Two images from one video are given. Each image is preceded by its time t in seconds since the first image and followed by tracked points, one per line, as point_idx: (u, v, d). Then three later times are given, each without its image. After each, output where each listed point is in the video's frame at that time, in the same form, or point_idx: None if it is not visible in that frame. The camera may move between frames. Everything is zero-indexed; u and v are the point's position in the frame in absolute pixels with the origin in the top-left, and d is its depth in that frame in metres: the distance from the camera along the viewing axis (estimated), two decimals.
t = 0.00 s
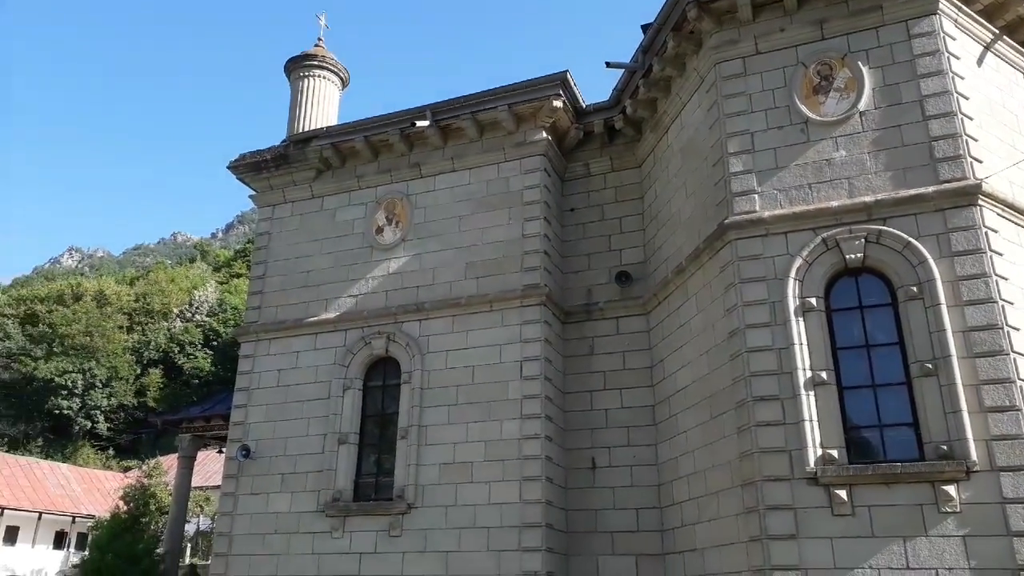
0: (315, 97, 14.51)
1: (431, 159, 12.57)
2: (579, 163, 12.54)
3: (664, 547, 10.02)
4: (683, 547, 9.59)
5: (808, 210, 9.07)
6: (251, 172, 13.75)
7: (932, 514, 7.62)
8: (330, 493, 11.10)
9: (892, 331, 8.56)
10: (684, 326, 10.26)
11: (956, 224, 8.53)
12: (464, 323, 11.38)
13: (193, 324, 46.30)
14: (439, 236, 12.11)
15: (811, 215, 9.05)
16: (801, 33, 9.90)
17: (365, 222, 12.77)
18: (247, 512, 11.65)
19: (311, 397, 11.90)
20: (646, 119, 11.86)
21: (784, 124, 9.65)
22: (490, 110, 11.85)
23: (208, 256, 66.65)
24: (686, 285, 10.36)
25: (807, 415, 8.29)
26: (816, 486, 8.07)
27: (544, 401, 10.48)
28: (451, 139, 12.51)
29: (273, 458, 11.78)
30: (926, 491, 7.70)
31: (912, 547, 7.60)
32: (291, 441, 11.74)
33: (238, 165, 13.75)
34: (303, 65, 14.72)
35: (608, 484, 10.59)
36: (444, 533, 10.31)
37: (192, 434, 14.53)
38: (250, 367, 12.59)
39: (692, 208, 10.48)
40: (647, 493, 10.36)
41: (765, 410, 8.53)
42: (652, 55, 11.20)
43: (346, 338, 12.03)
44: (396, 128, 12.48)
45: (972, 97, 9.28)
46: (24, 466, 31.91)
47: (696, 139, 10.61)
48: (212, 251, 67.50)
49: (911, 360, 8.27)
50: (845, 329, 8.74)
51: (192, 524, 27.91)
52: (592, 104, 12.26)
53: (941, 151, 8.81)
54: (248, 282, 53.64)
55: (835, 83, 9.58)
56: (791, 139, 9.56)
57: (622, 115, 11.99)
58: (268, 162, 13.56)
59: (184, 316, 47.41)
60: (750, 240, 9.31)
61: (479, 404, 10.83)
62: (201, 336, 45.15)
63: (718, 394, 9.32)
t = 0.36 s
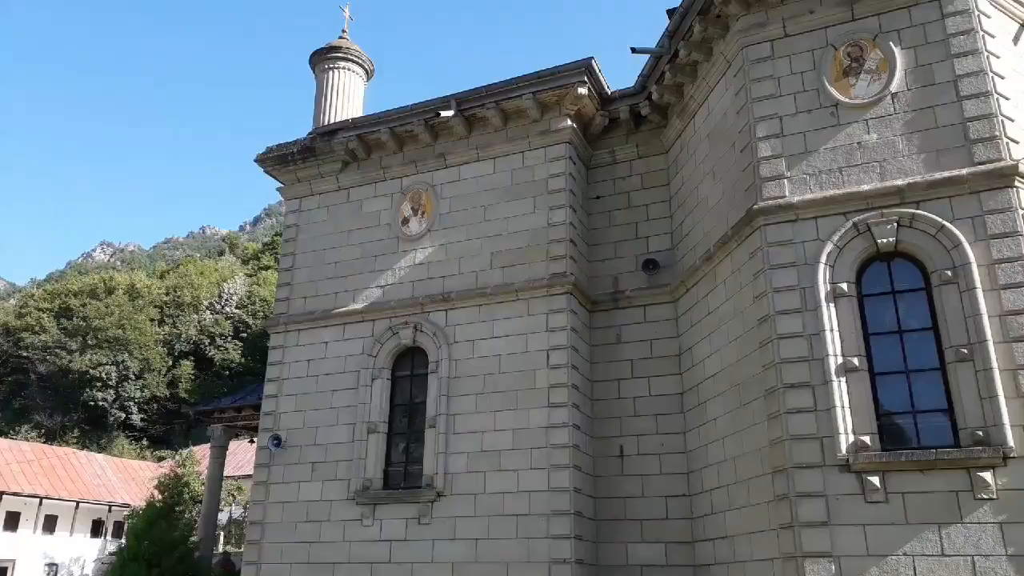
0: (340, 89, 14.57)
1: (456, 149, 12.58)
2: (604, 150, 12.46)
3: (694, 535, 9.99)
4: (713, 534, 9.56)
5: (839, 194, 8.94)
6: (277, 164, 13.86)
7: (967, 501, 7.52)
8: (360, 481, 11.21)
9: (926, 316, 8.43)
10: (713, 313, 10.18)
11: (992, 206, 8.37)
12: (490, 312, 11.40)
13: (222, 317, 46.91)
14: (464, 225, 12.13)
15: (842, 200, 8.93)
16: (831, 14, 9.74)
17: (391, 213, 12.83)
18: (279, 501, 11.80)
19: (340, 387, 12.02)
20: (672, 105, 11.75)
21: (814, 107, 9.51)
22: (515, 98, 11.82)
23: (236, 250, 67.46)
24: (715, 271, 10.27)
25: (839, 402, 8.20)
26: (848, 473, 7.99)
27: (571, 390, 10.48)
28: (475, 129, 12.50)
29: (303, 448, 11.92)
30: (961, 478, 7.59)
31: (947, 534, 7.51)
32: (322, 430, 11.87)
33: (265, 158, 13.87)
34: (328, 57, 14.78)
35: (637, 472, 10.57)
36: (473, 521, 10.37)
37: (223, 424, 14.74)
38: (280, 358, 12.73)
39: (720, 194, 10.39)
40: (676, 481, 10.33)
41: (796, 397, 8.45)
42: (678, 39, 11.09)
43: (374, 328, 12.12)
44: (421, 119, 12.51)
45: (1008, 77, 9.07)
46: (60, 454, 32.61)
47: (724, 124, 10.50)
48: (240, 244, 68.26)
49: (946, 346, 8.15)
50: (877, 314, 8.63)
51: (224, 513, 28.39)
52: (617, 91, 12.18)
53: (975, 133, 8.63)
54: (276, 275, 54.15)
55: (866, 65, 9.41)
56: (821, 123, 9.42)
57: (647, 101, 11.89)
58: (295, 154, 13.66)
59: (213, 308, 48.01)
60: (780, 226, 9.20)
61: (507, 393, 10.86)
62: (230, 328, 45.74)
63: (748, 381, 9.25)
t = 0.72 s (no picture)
0: (353, 79, 14.60)
1: (469, 138, 12.58)
2: (618, 136, 12.41)
3: (712, 520, 10.00)
4: (731, 519, 9.57)
5: (856, 177, 8.87)
6: (292, 156, 13.93)
7: (988, 484, 7.47)
8: (378, 469, 11.31)
9: (945, 299, 8.37)
10: (729, 298, 10.15)
11: (1012, 187, 8.27)
12: (505, 301, 11.43)
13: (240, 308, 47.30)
14: (478, 214, 12.15)
15: (859, 182, 8.85)
16: None
17: (405, 202, 12.87)
18: (299, 489, 11.93)
19: (357, 376, 12.10)
20: (686, 89, 11.67)
21: (830, 89, 9.42)
22: (527, 86, 11.79)
23: (253, 242, 67.82)
24: (731, 256, 10.23)
25: (857, 386, 8.16)
26: (867, 457, 7.96)
27: (588, 377, 10.49)
28: (488, 117, 12.48)
29: (322, 436, 12.03)
30: (982, 461, 7.55)
31: (967, 518, 7.47)
32: (340, 419, 11.97)
33: (280, 149, 13.94)
34: (340, 48, 14.80)
35: (654, 458, 10.59)
36: (491, 508, 10.44)
37: (243, 415, 14.90)
38: (298, 348, 12.84)
39: (735, 178, 10.33)
40: (693, 467, 10.33)
41: (814, 381, 8.42)
42: (692, 23, 10.99)
43: (390, 317, 12.18)
44: (434, 108, 12.51)
45: None
46: (84, 446, 33.13)
47: (739, 108, 10.43)
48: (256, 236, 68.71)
49: (965, 328, 8.08)
50: (895, 297, 8.58)
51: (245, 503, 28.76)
52: (631, 77, 12.10)
53: (995, 113, 8.51)
54: (292, 266, 54.40)
55: (883, 46, 9.30)
56: (838, 105, 9.33)
57: (661, 87, 11.82)
58: (309, 145, 13.72)
59: (230, 300, 48.34)
60: (797, 210, 9.14)
61: (523, 381, 10.89)
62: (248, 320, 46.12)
63: (765, 366, 9.22)
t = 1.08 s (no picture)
0: (369, 69, 14.57)
1: (487, 125, 12.52)
2: (637, 121, 12.29)
3: (736, 508, 9.95)
4: (756, 506, 9.52)
5: (880, 159, 8.72)
6: (311, 147, 13.95)
7: (1018, 469, 7.36)
8: (401, 458, 11.37)
9: (973, 282, 8.23)
10: (752, 284, 10.05)
11: None
12: (525, 289, 11.39)
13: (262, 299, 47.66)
14: (497, 202, 12.10)
15: (884, 164, 8.70)
16: None
17: (424, 192, 12.85)
18: (323, 478, 12.03)
19: (379, 365, 12.15)
20: (706, 73, 11.51)
21: (853, 70, 9.25)
22: (545, 72, 11.69)
23: (273, 233, 68.26)
24: (753, 241, 10.12)
25: (883, 371, 8.06)
26: (894, 443, 7.87)
27: (608, 364, 10.45)
28: (506, 104, 12.40)
29: (344, 426, 12.11)
30: (1011, 446, 7.43)
31: (997, 504, 7.37)
32: (362, 408, 12.04)
33: (299, 140, 13.96)
34: (356, 37, 14.77)
35: (676, 445, 10.55)
36: (514, 496, 10.46)
37: (266, 405, 15.05)
38: (319, 338, 12.91)
39: (757, 162, 10.21)
40: (716, 454, 10.28)
41: (839, 367, 8.32)
42: (711, 5, 10.82)
43: (410, 307, 12.20)
44: (451, 96, 12.45)
45: None
46: (110, 437, 33.69)
47: (760, 91, 10.29)
48: (276, 226, 69.10)
49: (994, 312, 7.94)
50: (921, 281, 8.45)
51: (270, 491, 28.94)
52: (649, 61, 11.96)
53: None
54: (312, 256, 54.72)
55: (907, 24, 9.10)
56: (861, 86, 9.16)
57: (680, 70, 11.68)
58: (327, 136, 13.72)
59: (252, 292, 48.84)
60: (819, 194, 9.01)
61: (544, 369, 10.87)
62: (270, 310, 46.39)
63: (789, 352, 9.14)
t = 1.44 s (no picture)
0: (394, 60, 14.60)
1: (512, 114, 12.50)
2: (664, 106, 12.18)
3: (768, 494, 9.88)
4: (788, 492, 9.44)
5: (914, 139, 8.56)
6: (337, 139, 14.04)
7: None
8: (430, 446, 11.45)
9: (1010, 262, 8.08)
10: (782, 269, 9.94)
11: None
12: (552, 277, 11.38)
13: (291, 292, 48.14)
14: (523, 191, 12.09)
15: (918, 144, 8.54)
16: None
17: (450, 181, 12.88)
18: (354, 467, 12.16)
19: (408, 355, 12.23)
20: (733, 55, 11.37)
21: (885, 49, 9.08)
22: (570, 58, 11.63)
23: (300, 227, 68.80)
24: (783, 225, 10.01)
25: (917, 354, 7.94)
26: (930, 427, 7.75)
27: (637, 351, 10.41)
28: (530, 92, 12.37)
29: (375, 415, 12.22)
30: None
31: None
32: (392, 397, 12.13)
33: (325, 133, 14.06)
34: (381, 28, 14.81)
35: (707, 432, 10.50)
36: (544, 483, 10.49)
37: (298, 395, 15.26)
38: (349, 329, 13.03)
39: (786, 144, 10.09)
40: (748, 440, 10.21)
41: (872, 350, 8.21)
42: None
43: (437, 296, 12.26)
44: (476, 85, 12.44)
45: None
46: (146, 429, 34.37)
47: (789, 73, 10.14)
48: (303, 220, 69.77)
49: None
50: (957, 262, 8.31)
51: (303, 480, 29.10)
52: (676, 44, 11.83)
53: None
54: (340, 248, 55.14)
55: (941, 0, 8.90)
56: (893, 65, 8.99)
57: (707, 53, 11.54)
58: (353, 128, 13.80)
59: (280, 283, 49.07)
60: (850, 175, 8.88)
61: (572, 356, 10.86)
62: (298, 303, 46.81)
63: (821, 336, 9.04)
